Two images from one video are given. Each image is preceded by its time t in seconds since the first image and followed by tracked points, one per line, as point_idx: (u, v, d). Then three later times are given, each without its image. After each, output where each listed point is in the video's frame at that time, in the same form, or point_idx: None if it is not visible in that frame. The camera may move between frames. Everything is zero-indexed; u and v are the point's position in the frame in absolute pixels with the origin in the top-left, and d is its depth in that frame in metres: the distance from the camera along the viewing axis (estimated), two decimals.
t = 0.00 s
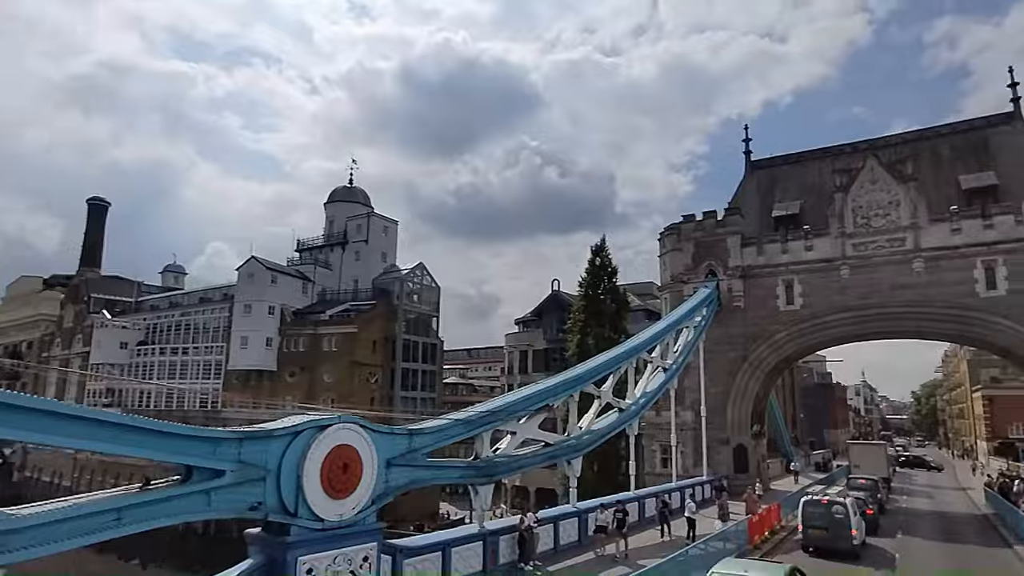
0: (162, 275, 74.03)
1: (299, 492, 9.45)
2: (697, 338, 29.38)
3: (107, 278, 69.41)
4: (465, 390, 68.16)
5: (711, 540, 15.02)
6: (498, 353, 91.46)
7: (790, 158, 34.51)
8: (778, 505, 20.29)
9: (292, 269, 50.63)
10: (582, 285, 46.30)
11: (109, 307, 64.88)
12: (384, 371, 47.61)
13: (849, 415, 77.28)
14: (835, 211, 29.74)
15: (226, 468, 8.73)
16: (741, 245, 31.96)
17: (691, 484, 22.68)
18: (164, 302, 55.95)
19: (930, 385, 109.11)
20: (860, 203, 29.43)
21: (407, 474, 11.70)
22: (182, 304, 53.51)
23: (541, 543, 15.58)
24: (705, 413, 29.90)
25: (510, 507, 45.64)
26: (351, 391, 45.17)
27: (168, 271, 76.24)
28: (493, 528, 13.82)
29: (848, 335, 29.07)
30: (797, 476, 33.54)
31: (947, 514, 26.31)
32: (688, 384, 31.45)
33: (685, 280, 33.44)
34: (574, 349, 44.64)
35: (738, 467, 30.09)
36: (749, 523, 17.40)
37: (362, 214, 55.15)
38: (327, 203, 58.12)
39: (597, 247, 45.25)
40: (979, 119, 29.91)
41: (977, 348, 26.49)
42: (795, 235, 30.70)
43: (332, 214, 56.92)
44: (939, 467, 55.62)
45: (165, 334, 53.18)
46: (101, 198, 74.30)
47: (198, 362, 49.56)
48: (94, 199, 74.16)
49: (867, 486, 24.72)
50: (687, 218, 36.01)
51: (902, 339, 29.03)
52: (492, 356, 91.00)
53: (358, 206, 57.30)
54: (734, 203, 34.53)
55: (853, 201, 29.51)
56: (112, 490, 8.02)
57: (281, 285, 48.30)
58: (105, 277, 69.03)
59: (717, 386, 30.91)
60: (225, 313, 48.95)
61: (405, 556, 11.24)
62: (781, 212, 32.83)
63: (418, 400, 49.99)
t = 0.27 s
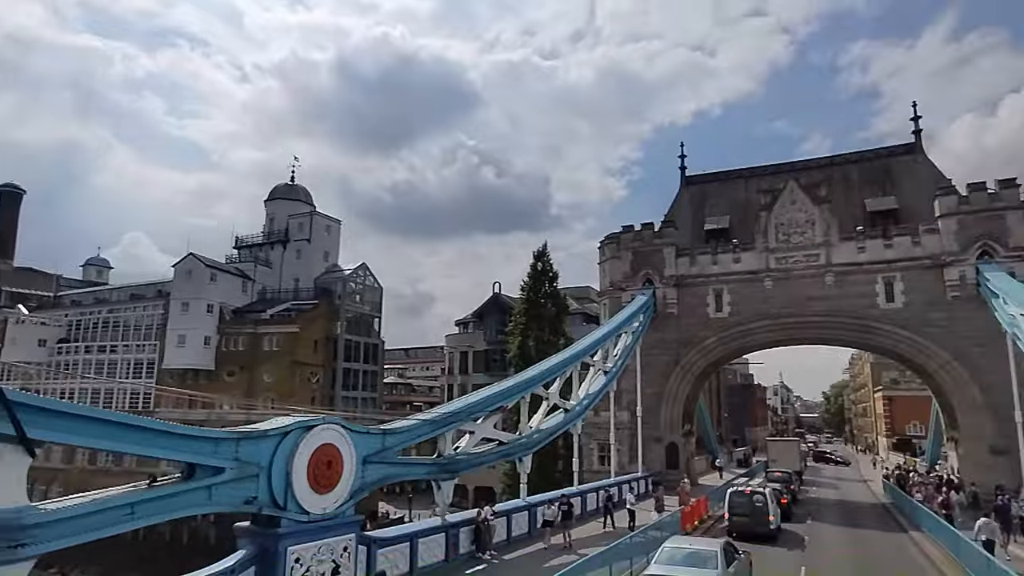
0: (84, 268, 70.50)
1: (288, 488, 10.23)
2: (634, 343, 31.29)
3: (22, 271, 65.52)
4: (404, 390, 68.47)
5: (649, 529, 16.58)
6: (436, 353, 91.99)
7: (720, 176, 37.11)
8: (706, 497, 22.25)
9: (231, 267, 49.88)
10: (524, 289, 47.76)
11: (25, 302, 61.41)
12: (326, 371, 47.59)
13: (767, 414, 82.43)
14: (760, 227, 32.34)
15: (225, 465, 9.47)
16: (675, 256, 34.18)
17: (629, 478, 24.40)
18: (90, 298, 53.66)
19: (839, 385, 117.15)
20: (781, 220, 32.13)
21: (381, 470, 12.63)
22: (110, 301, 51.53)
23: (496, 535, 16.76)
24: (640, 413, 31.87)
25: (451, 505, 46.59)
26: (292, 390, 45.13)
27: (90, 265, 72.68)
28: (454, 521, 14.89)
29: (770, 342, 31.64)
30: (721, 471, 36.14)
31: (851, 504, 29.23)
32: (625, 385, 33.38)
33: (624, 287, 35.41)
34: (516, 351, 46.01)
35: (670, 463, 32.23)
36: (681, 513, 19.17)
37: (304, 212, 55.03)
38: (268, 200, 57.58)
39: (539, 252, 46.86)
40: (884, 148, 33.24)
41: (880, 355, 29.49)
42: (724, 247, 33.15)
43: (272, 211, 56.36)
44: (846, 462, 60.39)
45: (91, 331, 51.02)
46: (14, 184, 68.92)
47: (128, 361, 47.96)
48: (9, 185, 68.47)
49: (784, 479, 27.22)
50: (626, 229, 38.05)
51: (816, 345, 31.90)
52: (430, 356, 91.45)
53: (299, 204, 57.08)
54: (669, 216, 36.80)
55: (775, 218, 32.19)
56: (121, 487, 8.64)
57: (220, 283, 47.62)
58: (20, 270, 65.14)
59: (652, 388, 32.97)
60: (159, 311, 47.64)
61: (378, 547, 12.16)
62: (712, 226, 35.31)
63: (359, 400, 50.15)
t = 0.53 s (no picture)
0: None
1: (264, 486, 11.03)
2: (571, 347, 33.01)
3: None
4: (339, 390, 68.14)
5: (586, 520, 18.12)
6: (371, 352, 91.56)
7: (653, 191, 39.48)
8: (636, 492, 24.09)
9: (162, 264, 48.79)
10: (464, 292, 48.82)
11: None
12: (261, 372, 47.05)
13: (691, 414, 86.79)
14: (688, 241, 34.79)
15: (209, 465, 10.22)
16: (610, 265, 36.20)
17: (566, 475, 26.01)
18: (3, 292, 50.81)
19: (757, 386, 124.13)
20: (707, 235, 34.68)
21: (345, 469, 13.54)
22: (27, 296, 49.02)
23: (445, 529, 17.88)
24: (575, 413, 33.65)
25: (388, 504, 47.16)
26: (226, 391, 44.50)
27: None
28: (409, 516, 15.92)
29: (694, 348, 34.07)
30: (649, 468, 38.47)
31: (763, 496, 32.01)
32: (562, 387, 35.10)
33: (561, 294, 37.16)
34: (455, 353, 47.03)
35: (602, 461, 34.17)
36: (615, 506, 20.87)
37: (240, 210, 54.55)
38: (202, 195, 56.68)
39: (479, 257, 48.07)
40: (798, 171, 36.45)
41: (791, 361, 32.39)
42: (655, 259, 35.42)
43: (207, 207, 55.57)
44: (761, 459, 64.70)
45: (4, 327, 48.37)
46: None
47: (46, 360, 45.86)
48: None
49: (705, 474, 29.56)
50: (565, 237, 39.84)
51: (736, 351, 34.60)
52: (365, 356, 90.95)
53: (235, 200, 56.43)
54: (605, 227, 38.85)
55: (702, 233, 34.71)
56: (114, 485, 9.30)
57: (150, 279, 46.48)
58: None
59: (586, 390, 34.83)
60: (82, 307, 45.90)
61: (342, 539, 13.08)
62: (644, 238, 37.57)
63: (296, 401, 49.83)
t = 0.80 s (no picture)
0: None
1: (229, 484, 11.78)
2: (508, 351, 34.43)
3: None
4: (270, 391, 67.04)
5: (523, 514, 19.50)
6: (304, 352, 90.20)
7: (588, 202, 41.57)
8: (569, 488, 25.71)
9: (85, 259, 47.24)
10: (402, 294, 49.41)
11: None
12: (191, 372, 45.77)
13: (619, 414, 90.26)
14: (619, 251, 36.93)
15: (180, 465, 10.92)
16: (546, 273, 37.88)
17: (503, 474, 27.36)
18: None
19: (681, 387, 129.85)
20: (636, 246, 36.92)
21: (301, 469, 14.35)
22: None
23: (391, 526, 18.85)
24: (511, 414, 35.09)
25: (322, 506, 47.12)
26: (153, 391, 43.22)
27: None
28: (358, 512, 16.83)
29: (624, 352, 36.19)
30: (579, 466, 40.43)
31: (683, 491, 34.48)
32: (498, 389, 36.47)
33: (499, 299, 38.55)
34: (392, 355, 47.60)
35: (535, 459, 35.77)
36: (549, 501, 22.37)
37: (171, 206, 53.48)
38: (128, 189, 55.14)
39: (418, 260, 48.86)
40: (720, 189, 39.37)
41: (711, 365, 34.98)
42: (588, 267, 37.35)
43: (133, 201, 54.22)
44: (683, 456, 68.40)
45: None
46: None
47: None
48: None
49: (631, 471, 31.62)
50: (503, 244, 41.26)
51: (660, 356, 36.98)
52: (296, 356, 89.44)
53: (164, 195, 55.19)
54: (542, 235, 40.56)
55: (632, 244, 36.93)
56: (91, 486, 9.88)
57: (71, 276, 44.90)
58: None
59: (522, 392, 36.33)
60: None
61: (297, 535, 13.91)
62: (579, 247, 39.52)
63: (227, 401, 48.85)
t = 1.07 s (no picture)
0: None
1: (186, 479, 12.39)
2: (445, 353, 35.50)
3: None
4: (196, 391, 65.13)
5: (460, 510, 20.64)
6: (232, 351, 87.79)
7: (524, 211, 43.18)
8: (502, 485, 27.05)
9: None
10: (338, 294, 49.44)
11: None
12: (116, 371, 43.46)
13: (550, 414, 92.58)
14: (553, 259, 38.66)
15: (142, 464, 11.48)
16: (483, 277, 39.14)
17: (440, 472, 28.39)
18: None
19: (609, 389, 134.13)
20: (570, 254, 38.74)
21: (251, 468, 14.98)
22: None
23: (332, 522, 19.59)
24: (446, 414, 36.14)
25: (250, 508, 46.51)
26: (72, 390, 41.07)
27: None
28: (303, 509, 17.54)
29: (556, 355, 37.90)
30: (511, 464, 41.89)
31: (609, 487, 36.54)
32: (434, 390, 37.45)
33: (436, 302, 39.52)
34: (328, 356, 47.63)
35: (469, 458, 36.93)
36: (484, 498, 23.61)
37: (93, 198, 51.64)
38: (46, 177, 52.85)
39: (355, 262, 49.09)
40: (648, 203, 41.85)
41: (637, 368, 37.18)
42: (523, 273, 38.88)
43: (50, 190, 52.06)
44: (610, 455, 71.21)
45: None
46: None
47: None
48: None
49: (561, 469, 33.31)
50: (441, 248, 42.25)
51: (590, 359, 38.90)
52: (223, 354, 86.90)
53: (85, 186, 53.23)
54: (479, 241, 41.80)
55: (565, 252, 38.73)
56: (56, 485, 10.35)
57: None
58: None
59: (458, 393, 37.42)
60: None
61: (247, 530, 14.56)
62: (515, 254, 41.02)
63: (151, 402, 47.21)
